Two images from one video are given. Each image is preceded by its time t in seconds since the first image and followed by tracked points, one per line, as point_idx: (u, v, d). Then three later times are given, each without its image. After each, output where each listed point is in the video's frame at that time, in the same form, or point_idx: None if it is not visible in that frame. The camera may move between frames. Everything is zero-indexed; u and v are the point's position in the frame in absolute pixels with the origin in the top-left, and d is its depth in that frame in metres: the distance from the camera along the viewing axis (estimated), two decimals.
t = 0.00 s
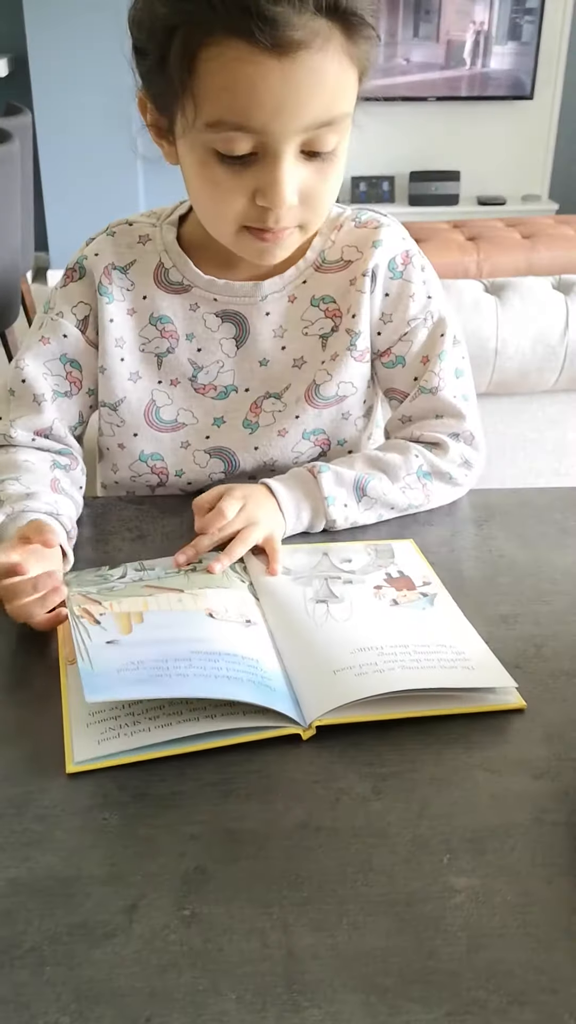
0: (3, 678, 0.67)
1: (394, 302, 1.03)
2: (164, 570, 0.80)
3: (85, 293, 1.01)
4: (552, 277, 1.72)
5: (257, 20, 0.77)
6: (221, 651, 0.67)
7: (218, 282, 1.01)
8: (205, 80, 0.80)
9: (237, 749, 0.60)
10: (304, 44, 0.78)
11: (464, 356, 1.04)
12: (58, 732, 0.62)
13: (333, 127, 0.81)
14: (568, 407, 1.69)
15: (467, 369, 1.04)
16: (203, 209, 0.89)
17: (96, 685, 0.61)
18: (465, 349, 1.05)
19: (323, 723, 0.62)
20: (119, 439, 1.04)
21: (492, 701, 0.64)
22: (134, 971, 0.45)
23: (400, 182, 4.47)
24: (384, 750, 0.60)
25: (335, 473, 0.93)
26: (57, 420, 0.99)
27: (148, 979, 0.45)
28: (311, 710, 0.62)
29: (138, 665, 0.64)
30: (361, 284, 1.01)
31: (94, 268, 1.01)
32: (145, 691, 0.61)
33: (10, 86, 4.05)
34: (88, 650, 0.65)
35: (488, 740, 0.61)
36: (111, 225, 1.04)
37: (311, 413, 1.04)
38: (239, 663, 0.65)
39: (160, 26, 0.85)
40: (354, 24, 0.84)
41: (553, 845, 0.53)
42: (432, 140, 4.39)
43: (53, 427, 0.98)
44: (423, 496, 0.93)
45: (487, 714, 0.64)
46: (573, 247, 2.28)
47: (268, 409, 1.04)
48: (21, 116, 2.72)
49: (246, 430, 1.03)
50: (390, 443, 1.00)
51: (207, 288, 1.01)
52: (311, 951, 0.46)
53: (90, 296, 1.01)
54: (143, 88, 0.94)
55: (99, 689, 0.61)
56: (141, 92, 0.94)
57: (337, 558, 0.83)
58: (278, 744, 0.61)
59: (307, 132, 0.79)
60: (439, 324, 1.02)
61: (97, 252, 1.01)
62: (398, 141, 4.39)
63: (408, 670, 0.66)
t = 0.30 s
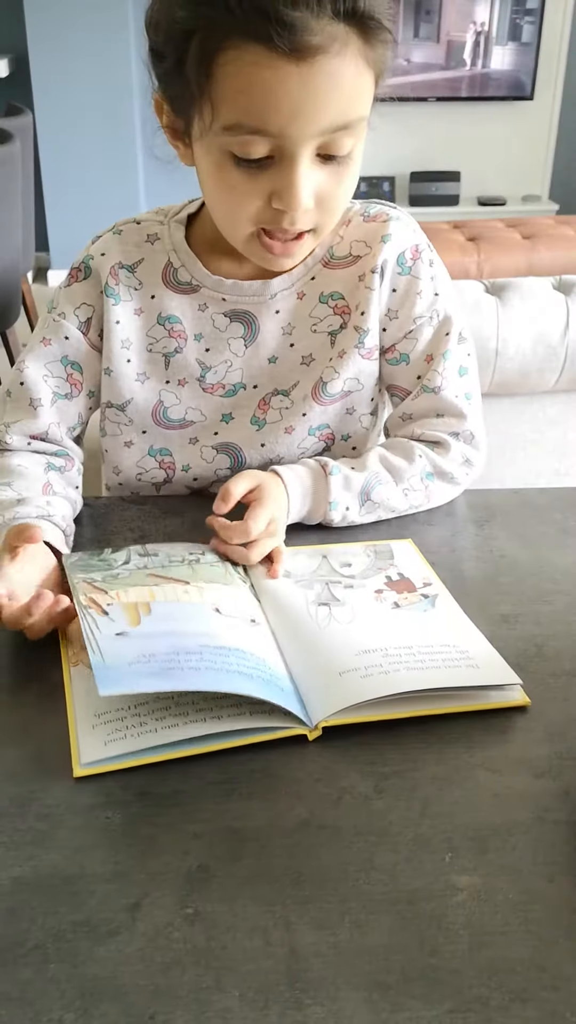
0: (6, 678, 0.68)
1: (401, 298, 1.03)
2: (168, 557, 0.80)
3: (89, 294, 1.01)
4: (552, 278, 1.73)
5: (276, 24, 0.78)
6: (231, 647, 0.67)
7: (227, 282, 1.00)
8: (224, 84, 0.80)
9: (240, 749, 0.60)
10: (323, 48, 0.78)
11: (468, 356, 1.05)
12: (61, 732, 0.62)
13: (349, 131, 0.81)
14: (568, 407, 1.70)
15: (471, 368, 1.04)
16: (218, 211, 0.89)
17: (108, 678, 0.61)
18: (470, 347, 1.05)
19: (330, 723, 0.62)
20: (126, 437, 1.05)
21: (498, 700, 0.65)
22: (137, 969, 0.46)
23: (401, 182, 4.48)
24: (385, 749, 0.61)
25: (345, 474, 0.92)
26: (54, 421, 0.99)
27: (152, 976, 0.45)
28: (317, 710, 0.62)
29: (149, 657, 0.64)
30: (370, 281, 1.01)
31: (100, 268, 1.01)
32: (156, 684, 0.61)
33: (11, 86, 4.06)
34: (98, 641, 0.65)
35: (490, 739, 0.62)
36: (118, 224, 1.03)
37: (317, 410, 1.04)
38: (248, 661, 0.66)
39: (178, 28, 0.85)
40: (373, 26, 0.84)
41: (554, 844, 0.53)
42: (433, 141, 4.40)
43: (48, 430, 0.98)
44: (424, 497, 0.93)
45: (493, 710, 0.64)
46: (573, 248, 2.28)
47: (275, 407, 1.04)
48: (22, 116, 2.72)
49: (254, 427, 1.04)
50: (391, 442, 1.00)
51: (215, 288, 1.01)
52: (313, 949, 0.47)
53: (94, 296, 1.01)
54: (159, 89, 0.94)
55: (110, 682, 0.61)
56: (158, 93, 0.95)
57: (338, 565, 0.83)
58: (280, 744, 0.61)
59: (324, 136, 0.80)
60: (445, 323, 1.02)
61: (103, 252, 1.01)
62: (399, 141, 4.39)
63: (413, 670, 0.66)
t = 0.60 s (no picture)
0: (8, 677, 0.68)
1: (406, 297, 1.03)
2: (184, 530, 0.81)
3: (96, 294, 1.01)
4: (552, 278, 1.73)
5: (297, 26, 0.78)
6: (243, 633, 0.67)
7: (233, 282, 1.00)
8: (241, 84, 0.80)
9: (241, 749, 0.61)
10: (340, 51, 0.78)
11: (473, 355, 1.05)
12: (63, 731, 0.62)
13: (362, 134, 0.81)
14: (568, 407, 1.70)
15: (475, 367, 1.04)
16: (229, 205, 0.89)
17: (143, 605, 0.60)
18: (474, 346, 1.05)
19: (331, 723, 0.62)
20: (135, 435, 1.06)
21: (500, 700, 0.65)
22: (139, 967, 0.46)
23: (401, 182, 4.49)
24: (386, 749, 0.61)
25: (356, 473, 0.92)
26: (61, 421, 0.99)
27: (153, 975, 0.45)
28: (318, 711, 0.62)
29: (175, 609, 0.63)
30: (376, 279, 1.01)
31: (108, 270, 1.01)
32: (185, 635, 0.60)
33: (11, 86, 4.06)
34: (132, 568, 0.64)
35: (490, 739, 0.62)
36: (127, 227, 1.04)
37: (323, 408, 1.04)
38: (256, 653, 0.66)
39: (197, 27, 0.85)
40: (391, 31, 0.85)
41: (554, 844, 0.54)
42: (433, 141, 4.40)
43: (55, 430, 0.98)
44: (430, 496, 0.94)
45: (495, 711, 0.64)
46: (574, 248, 2.29)
47: (281, 406, 1.04)
48: (22, 116, 2.73)
49: (261, 424, 1.04)
50: (395, 442, 1.00)
51: (222, 288, 1.01)
52: (315, 947, 0.47)
53: (101, 297, 1.01)
54: (173, 88, 0.94)
55: (145, 609, 0.60)
56: (171, 91, 0.95)
57: (339, 559, 0.84)
58: (281, 744, 0.61)
59: (338, 138, 0.80)
60: (449, 322, 1.03)
61: (112, 254, 1.02)
62: (399, 141, 4.39)
63: (415, 670, 0.66)
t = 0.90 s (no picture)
0: (8, 677, 0.68)
1: (406, 297, 1.03)
2: (181, 532, 0.81)
3: (98, 294, 1.01)
4: (552, 278, 1.73)
5: (312, 32, 0.78)
6: (241, 636, 0.67)
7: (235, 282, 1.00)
8: (254, 86, 0.80)
9: (241, 748, 0.61)
10: (353, 57, 0.78)
11: (472, 355, 1.05)
12: (63, 731, 0.62)
13: (371, 138, 0.82)
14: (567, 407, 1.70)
15: (474, 367, 1.04)
16: (236, 204, 0.89)
17: (137, 619, 0.60)
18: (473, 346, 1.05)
19: (330, 723, 0.62)
20: (137, 435, 1.06)
21: (498, 700, 0.65)
22: (140, 965, 0.46)
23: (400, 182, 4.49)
24: (385, 748, 0.61)
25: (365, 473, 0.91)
26: (62, 421, 0.99)
27: (153, 973, 0.45)
28: (317, 710, 0.63)
29: (171, 618, 0.63)
30: (377, 279, 1.01)
31: (110, 270, 1.01)
32: (181, 644, 0.60)
33: (10, 86, 4.06)
34: (123, 581, 0.64)
35: (489, 739, 0.62)
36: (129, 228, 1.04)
37: (324, 407, 1.04)
38: (256, 654, 0.66)
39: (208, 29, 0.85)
40: (402, 36, 0.85)
41: (553, 843, 0.54)
42: (433, 141, 4.41)
43: (56, 429, 0.98)
44: (435, 496, 0.93)
45: (494, 711, 0.64)
46: (573, 248, 2.29)
47: (282, 406, 1.05)
48: (22, 116, 2.73)
49: (262, 423, 1.05)
50: (400, 443, 0.99)
51: (224, 288, 1.01)
52: (314, 945, 0.47)
53: (103, 297, 1.01)
54: (180, 86, 0.94)
55: (138, 623, 0.59)
56: (178, 88, 0.95)
57: (338, 558, 0.84)
58: (280, 744, 0.61)
59: (348, 142, 0.80)
60: (449, 322, 1.03)
61: (114, 254, 1.02)
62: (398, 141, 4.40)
63: (415, 669, 0.66)
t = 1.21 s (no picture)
0: (8, 676, 0.68)
1: (408, 297, 1.03)
2: (174, 538, 0.80)
3: (101, 294, 1.01)
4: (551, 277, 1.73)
5: (314, 34, 0.78)
6: (237, 640, 0.67)
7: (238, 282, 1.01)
8: (257, 87, 0.80)
9: (240, 748, 0.61)
10: (356, 59, 0.78)
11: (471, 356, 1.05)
12: (62, 730, 0.62)
13: (372, 139, 0.81)
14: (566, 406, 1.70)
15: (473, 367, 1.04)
16: (238, 203, 0.89)
17: (125, 634, 0.60)
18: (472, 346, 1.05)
19: (329, 722, 0.62)
20: (140, 433, 1.06)
21: (497, 700, 0.65)
22: (138, 964, 0.46)
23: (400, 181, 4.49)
24: (385, 747, 0.61)
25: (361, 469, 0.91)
26: (63, 421, 0.99)
27: (152, 972, 0.45)
28: (316, 710, 0.62)
29: (162, 629, 0.63)
30: (380, 279, 1.02)
31: (114, 269, 1.02)
32: (171, 655, 0.60)
33: (10, 86, 4.06)
34: (112, 596, 0.64)
35: (488, 738, 0.62)
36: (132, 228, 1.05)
37: (326, 406, 1.04)
38: (253, 655, 0.66)
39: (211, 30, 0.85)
40: (404, 36, 0.85)
41: (552, 842, 0.54)
42: (432, 140, 4.41)
43: (57, 429, 0.98)
44: (433, 494, 0.93)
45: (495, 710, 0.64)
46: (572, 248, 2.29)
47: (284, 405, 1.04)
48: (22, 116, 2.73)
49: (265, 422, 1.04)
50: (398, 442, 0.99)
51: (227, 288, 1.01)
52: (313, 945, 0.47)
53: (105, 296, 1.01)
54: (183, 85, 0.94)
55: (127, 638, 0.59)
56: (180, 86, 0.95)
57: (337, 558, 0.83)
58: (280, 743, 0.61)
59: (350, 143, 0.80)
60: (449, 322, 1.03)
61: (118, 254, 1.02)
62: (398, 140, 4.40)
63: (415, 667, 0.66)
